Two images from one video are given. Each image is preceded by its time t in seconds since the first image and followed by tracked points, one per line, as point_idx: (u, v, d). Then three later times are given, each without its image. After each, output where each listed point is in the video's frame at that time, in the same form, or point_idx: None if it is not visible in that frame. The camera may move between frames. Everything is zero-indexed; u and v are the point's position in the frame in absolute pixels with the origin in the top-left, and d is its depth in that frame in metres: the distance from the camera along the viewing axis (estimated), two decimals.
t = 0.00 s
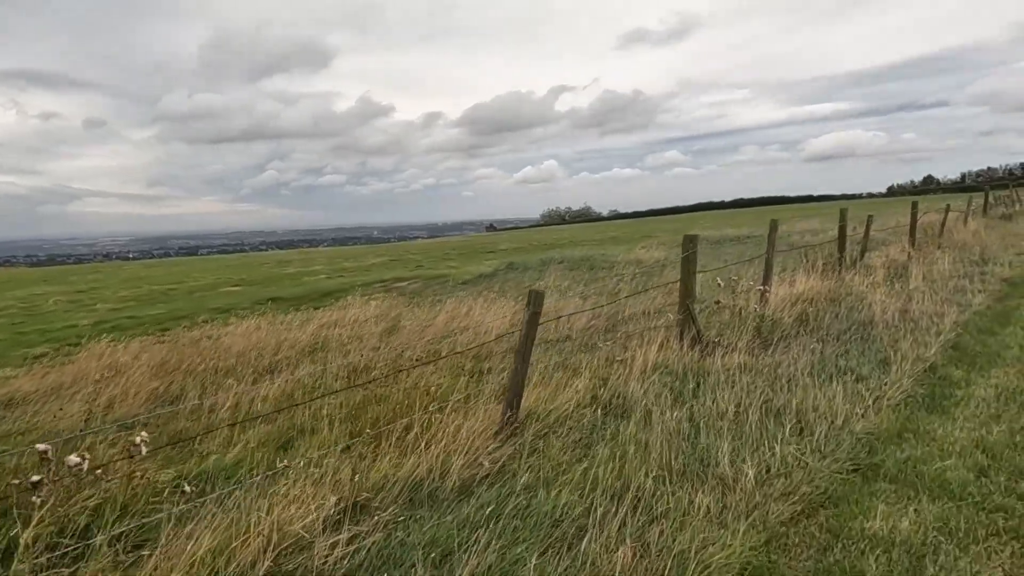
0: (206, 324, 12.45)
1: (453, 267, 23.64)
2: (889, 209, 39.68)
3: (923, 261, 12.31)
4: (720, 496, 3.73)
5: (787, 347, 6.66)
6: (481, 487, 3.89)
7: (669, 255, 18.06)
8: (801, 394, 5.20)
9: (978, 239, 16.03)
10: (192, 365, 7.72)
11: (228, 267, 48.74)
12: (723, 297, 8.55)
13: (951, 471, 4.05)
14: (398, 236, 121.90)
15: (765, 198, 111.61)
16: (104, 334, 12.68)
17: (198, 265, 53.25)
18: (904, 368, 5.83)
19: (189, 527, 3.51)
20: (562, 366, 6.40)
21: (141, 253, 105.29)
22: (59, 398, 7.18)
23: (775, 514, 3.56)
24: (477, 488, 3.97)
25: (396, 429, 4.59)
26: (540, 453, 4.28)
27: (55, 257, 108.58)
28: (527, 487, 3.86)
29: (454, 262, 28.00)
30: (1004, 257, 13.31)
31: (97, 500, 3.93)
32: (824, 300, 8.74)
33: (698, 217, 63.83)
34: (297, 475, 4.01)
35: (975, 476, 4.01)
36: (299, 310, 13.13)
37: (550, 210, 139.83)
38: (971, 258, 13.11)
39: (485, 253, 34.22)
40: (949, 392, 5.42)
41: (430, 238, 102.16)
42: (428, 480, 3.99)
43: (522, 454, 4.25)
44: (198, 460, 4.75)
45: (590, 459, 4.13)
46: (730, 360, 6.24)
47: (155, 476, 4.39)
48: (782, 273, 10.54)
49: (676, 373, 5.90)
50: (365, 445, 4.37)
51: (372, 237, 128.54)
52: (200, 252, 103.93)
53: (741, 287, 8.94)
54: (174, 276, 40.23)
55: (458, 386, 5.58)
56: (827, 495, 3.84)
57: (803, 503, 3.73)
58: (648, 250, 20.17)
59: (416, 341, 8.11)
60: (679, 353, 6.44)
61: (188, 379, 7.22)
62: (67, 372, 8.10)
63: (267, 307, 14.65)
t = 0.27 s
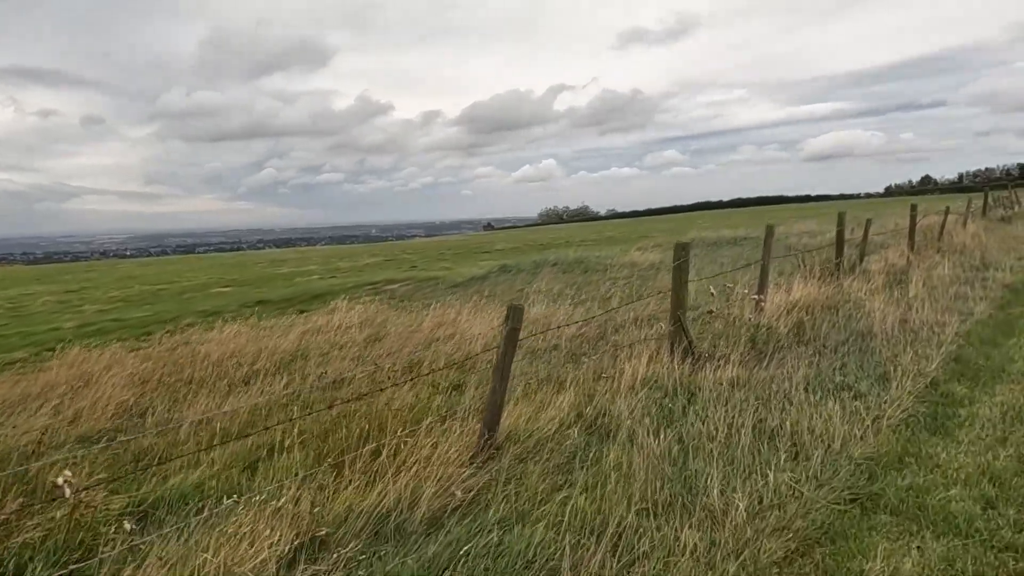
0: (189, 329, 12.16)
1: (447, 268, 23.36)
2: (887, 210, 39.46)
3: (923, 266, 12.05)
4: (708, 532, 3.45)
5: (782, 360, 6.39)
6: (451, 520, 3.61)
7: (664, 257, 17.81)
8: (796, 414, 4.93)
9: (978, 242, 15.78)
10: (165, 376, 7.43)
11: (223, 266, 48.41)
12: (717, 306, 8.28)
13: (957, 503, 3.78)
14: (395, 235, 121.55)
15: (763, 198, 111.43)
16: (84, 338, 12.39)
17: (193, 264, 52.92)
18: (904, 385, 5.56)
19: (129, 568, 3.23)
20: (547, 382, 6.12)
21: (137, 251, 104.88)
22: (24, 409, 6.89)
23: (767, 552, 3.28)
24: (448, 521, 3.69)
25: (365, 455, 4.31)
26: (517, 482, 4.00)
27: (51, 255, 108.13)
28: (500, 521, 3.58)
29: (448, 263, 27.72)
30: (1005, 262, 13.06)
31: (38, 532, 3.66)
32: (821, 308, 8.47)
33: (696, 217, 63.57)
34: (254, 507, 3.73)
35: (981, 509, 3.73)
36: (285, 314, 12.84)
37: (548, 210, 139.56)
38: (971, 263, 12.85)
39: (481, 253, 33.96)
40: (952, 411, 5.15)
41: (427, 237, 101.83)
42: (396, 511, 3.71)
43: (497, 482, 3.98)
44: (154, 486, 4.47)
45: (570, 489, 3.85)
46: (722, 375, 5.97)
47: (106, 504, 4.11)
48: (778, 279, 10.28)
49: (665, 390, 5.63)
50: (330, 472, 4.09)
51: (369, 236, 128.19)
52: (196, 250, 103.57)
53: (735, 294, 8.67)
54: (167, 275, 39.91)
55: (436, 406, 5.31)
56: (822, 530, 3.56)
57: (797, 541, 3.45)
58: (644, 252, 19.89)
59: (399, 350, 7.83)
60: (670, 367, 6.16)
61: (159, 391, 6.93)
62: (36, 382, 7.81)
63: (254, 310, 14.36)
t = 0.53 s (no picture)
0: (168, 331, 11.91)
1: (438, 268, 23.13)
2: (884, 211, 39.29)
3: (917, 269, 11.83)
4: (678, 559, 3.21)
5: (767, 368, 6.15)
6: (404, 544, 3.37)
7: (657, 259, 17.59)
8: (779, 426, 4.69)
9: (974, 245, 15.57)
10: (131, 381, 7.19)
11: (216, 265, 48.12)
12: (704, 311, 8.05)
13: (945, 526, 3.55)
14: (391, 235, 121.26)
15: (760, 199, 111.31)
16: (62, 340, 12.15)
17: (186, 263, 52.64)
18: (893, 395, 5.32)
19: None
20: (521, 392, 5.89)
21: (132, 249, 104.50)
22: None
23: None
24: (401, 544, 3.45)
25: (320, 472, 4.06)
26: (478, 501, 3.76)
27: (45, 252, 107.52)
28: (456, 546, 3.34)
29: (441, 263, 27.48)
30: (1000, 265, 12.84)
31: None
32: (810, 314, 8.24)
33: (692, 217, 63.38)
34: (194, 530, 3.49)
35: (971, 533, 3.50)
36: (267, 316, 12.58)
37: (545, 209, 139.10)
38: (966, 266, 12.64)
39: (474, 254, 33.69)
40: (943, 424, 4.91)
41: (424, 236, 101.59)
42: (346, 533, 3.47)
43: (458, 501, 3.74)
44: (98, 502, 4.22)
45: (534, 511, 3.61)
46: (704, 383, 5.73)
47: (44, 523, 3.87)
48: (768, 283, 10.05)
49: (644, 400, 5.39)
50: (281, 490, 3.85)
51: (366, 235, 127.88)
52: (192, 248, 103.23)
53: (723, 299, 8.44)
54: (160, 274, 39.64)
55: (402, 419, 5.07)
56: (801, 557, 3.33)
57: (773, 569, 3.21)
58: (637, 254, 19.65)
59: (375, 355, 7.59)
60: (650, 375, 5.92)
61: (123, 397, 6.69)
62: None
63: (236, 312, 14.09)
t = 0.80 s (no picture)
0: (142, 332, 11.65)
1: (428, 268, 22.88)
2: (880, 212, 39.06)
3: (908, 271, 11.58)
4: None
5: (745, 375, 5.90)
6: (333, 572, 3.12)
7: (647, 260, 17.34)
8: (751, 439, 4.44)
9: (968, 246, 15.32)
10: (89, 386, 6.93)
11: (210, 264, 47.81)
12: (685, 314, 7.80)
13: (919, 552, 3.30)
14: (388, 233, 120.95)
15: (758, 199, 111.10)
16: (35, 340, 11.88)
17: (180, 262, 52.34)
18: (874, 405, 5.07)
19: None
20: (488, 400, 5.64)
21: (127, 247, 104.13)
22: None
23: None
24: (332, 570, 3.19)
25: (256, 489, 3.81)
26: (421, 523, 3.51)
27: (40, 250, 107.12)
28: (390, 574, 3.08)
29: (432, 262, 27.22)
30: (994, 268, 12.59)
31: None
32: (795, 318, 7.99)
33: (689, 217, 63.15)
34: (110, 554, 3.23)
35: (946, 560, 3.25)
36: (246, 316, 12.32)
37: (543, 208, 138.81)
38: (959, 268, 12.39)
39: (467, 253, 33.43)
40: (925, 437, 4.66)
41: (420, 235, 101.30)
42: (274, 558, 3.21)
43: (399, 522, 3.48)
44: (23, 520, 3.97)
45: (478, 534, 3.35)
46: (678, 392, 5.47)
47: None
48: (754, 285, 9.80)
49: (614, 410, 5.14)
50: (211, 509, 3.59)
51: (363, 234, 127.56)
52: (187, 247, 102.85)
53: (705, 302, 8.19)
54: (151, 273, 39.35)
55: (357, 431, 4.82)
56: None
57: None
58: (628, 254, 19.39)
59: (343, 359, 7.33)
60: (623, 382, 5.67)
61: (76, 402, 6.43)
62: None
63: (217, 312, 13.83)
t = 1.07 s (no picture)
0: (120, 333, 11.42)
1: (420, 268, 22.64)
2: (878, 213, 38.82)
3: (902, 275, 11.36)
4: None
5: (727, 384, 5.67)
6: None
7: (639, 262, 17.11)
8: (728, 454, 4.21)
9: (964, 248, 15.09)
10: (51, 391, 6.70)
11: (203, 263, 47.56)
12: (669, 319, 7.58)
13: None
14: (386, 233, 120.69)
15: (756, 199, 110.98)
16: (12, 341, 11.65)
17: (174, 261, 52.06)
18: (859, 417, 4.84)
19: None
20: (458, 412, 5.41)
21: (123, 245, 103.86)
22: None
23: None
24: None
25: (197, 508, 3.57)
26: (367, 548, 3.27)
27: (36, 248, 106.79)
28: None
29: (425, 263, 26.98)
30: (990, 270, 12.36)
31: None
32: (783, 322, 7.76)
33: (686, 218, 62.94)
34: None
35: None
36: (227, 318, 12.08)
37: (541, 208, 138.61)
38: (954, 271, 12.16)
39: (461, 253, 33.19)
40: (911, 451, 4.43)
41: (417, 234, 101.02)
42: None
43: (343, 546, 3.25)
44: None
45: (426, 563, 3.12)
46: (656, 402, 5.24)
47: None
48: (743, 289, 9.57)
49: (587, 422, 4.91)
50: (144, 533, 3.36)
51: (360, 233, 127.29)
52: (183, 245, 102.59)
53: (691, 307, 7.95)
54: (144, 272, 39.12)
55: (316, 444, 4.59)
56: None
57: None
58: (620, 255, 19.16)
59: (315, 365, 7.10)
60: (599, 392, 5.44)
61: (34, 408, 6.19)
62: None
63: (200, 313, 13.60)
